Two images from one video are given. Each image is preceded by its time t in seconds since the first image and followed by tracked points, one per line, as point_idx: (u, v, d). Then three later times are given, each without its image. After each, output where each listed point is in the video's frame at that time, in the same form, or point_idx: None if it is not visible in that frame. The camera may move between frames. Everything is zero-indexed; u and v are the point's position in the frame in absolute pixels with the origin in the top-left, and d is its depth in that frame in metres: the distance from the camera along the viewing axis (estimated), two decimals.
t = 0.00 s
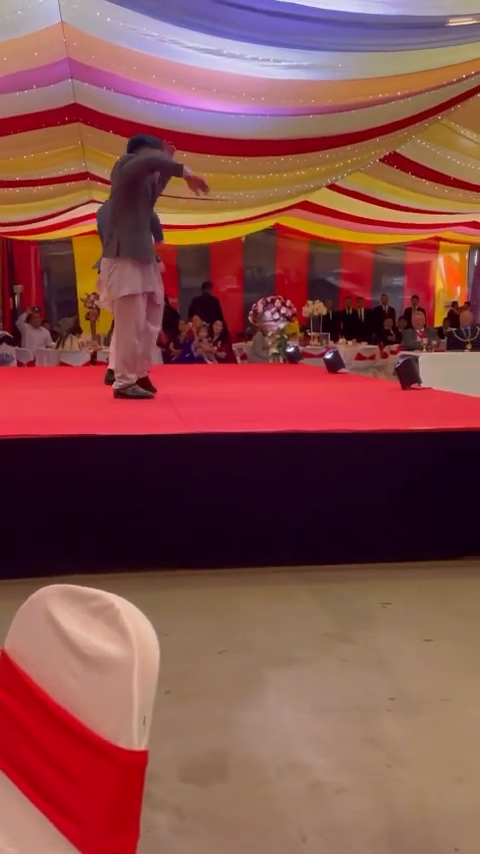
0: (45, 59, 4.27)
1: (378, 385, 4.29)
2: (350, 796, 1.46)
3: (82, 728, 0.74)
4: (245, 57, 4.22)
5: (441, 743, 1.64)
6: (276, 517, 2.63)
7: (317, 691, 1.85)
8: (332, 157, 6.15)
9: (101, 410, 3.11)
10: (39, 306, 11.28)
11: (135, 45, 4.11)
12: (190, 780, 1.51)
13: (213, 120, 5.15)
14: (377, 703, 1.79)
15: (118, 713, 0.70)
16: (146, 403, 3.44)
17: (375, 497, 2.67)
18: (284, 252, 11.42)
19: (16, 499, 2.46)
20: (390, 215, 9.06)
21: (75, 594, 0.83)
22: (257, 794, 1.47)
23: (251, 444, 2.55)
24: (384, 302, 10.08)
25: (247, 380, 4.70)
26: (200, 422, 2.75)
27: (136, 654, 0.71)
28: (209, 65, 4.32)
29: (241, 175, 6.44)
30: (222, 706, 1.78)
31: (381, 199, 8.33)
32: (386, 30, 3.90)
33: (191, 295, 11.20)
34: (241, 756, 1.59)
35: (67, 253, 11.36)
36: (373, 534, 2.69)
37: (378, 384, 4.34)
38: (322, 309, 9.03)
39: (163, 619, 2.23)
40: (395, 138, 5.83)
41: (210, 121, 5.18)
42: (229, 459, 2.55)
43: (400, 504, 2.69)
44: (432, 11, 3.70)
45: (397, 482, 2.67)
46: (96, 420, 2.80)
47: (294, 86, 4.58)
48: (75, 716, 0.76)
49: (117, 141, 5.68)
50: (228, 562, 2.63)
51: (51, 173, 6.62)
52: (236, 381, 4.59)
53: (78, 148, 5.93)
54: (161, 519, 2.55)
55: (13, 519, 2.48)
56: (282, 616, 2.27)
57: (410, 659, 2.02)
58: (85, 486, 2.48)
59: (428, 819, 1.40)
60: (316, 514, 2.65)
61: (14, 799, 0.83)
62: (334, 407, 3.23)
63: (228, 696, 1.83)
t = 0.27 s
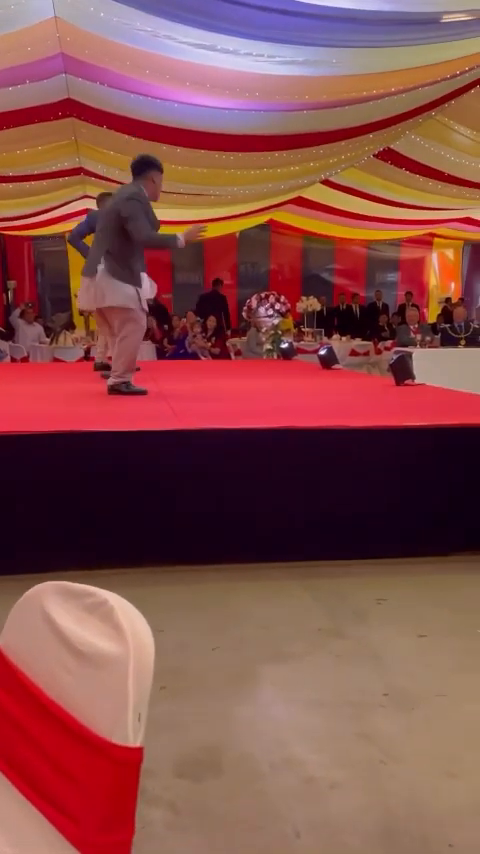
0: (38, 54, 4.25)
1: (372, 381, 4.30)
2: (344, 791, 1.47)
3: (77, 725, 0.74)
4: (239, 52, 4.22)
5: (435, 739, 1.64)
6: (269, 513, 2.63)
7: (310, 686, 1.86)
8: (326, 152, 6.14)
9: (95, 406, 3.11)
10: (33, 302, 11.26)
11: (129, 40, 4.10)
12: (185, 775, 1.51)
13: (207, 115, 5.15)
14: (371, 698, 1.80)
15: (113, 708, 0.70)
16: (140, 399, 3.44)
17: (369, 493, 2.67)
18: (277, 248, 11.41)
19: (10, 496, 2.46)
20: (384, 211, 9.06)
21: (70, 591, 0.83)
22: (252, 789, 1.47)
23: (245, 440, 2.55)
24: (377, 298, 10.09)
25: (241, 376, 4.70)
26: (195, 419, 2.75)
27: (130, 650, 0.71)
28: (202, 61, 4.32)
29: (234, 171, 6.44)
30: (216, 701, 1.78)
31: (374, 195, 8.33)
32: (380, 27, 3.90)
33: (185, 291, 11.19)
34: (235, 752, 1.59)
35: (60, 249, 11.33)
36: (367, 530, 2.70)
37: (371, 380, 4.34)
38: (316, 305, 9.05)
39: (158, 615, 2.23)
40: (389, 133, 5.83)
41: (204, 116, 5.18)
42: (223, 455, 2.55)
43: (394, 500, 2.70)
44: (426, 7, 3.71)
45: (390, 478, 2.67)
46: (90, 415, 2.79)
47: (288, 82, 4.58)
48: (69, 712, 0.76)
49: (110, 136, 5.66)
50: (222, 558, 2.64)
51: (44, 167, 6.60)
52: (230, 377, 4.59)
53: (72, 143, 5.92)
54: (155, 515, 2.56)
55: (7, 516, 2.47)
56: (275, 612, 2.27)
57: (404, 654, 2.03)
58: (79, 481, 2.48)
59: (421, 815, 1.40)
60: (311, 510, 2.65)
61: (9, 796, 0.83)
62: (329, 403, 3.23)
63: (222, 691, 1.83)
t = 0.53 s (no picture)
0: (34, 50, 4.24)
1: (368, 377, 4.30)
2: (339, 786, 1.47)
3: (70, 720, 0.74)
4: (236, 49, 4.22)
5: (429, 735, 1.65)
6: (265, 509, 2.64)
7: (306, 682, 1.86)
8: (323, 149, 6.14)
9: (91, 402, 3.11)
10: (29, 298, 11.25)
11: (125, 37, 4.10)
12: (180, 770, 1.52)
13: (204, 112, 5.14)
14: (366, 694, 1.81)
15: (107, 704, 0.70)
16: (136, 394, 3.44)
17: (365, 489, 2.68)
18: (274, 244, 11.41)
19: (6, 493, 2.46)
20: (380, 208, 9.06)
21: (64, 587, 0.84)
22: (247, 785, 1.47)
23: (241, 436, 2.55)
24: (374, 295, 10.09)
25: (237, 372, 4.70)
26: (190, 415, 2.75)
27: (124, 646, 0.71)
28: (199, 58, 4.32)
29: (231, 167, 6.43)
30: (212, 697, 1.79)
31: (371, 191, 8.32)
32: (377, 23, 3.91)
33: (182, 287, 11.18)
34: (231, 748, 1.60)
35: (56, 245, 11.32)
36: (363, 526, 2.71)
37: (367, 376, 4.35)
38: (312, 302, 9.06)
39: (154, 611, 2.24)
40: (386, 130, 5.83)
41: (200, 113, 5.18)
42: (219, 451, 2.55)
43: (390, 496, 2.70)
44: (422, 4, 3.71)
45: (386, 474, 2.68)
46: (85, 412, 2.79)
47: (285, 79, 4.58)
48: (63, 707, 0.76)
49: (107, 133, 5.66)
50: (218, 554, 2.64)
51: (41, 164, 6.59)
52: (226, 374, 4.59)
53: (68, 139, 5.91)
54: (151, 511, 2.56)
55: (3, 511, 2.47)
56: (270, 608, 2.28)
57: (399, 650, 2.04)
58: (74, 477, 2.48)
59: (415, 810, 1.41)
60: (307, 506, 2.66)
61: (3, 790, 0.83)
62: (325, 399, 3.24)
63: (218, 687, 1.84)
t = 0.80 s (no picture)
0: (33, 45, 4.23)
1: (368, 375, 4.30)
2: (338, 783, 1.48)
3: (70, 717, 0.74)
4: (235, 44, 4.21)
5: (428, 731, 1.65)
6: (265, 506, 2.64)
7: (305, 679, 1.86)
8: (323, 144, 6.12)
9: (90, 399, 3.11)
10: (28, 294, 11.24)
11: (124, 32, 4.09)
12: (179, 767, 1.52)
13: (204, 108, 5.13)
14: (365, 691, 1.81)
15: (106, 700, 0.70)
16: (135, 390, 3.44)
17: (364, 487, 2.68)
18: (274, 240, 11.40)
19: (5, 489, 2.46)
20: (380, 204, 9.05)
21: (64, 584, 0.84)
22: (245, 781, 1.48)
23: (240, 433, 2.55)
24: (373, 291, 10.09)
25: (237, 368, 4.70)
26: (189, 412, 2.75)
27: (124, 643, 0.71)
28: (198, 53, 4.31)
29: (230, 163, 6.41)
30: (211, 694, 1.79)
31: (371, 187, 8.31)
32: (377, 19, 3.89)
33: (181, 283, 11.17)
34: (230, 745, 1.60)
35: (55, 241, 11.31)
36: (362, 523, 2.71)
37: (367, 374, 4.35)
38: (312, 298, 9.05)
39: (153, 608, 2.24)
40: (386, 126, 5.81)
41: (199, 108, 5.16)
42: (218, 448, 2.55)
43: (389, 493, 2.70)
44: None
45: (385, 471, 2.68)
46: (85, 408, 2.79)
47: (285, 74, 4.56)
48: (63, 704, 0.76)
49: (106, 128, 5.65)
50: (217, 550, 2.64)
51: (40, 159, 6.58)
52: (225, 370, 4.59)
53: (67, 134, 5.90)
54: (150, 508, 2.56)
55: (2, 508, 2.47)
56: (269, 605, 2.28)
57: (398, 647, 2.04)
58: (73, 474, 2.48)
59: (414, 806, 1.41)
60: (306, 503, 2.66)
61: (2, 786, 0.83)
62: (324, 396, 3.24)
63: (217, 684, 1.84)
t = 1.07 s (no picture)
0: (36, 39, 4.22)
1: (370, 370, 4.30)
2: (341, 779, 1.48)
3: (72, 713, 0.74)
4: (238, 39, 4.20)
5: (431, 728, 1.65)
6: (267, 501, 2.64)
7: (308, 675, 1.86)
8: (326, 139, 6.11)
9: (93, 394, 3.11)
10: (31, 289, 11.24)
11: (126, 26, 4.08)
12: (181, 762, 1.52)
13: (207, 103, 5.12)
14: (367, 687, 1.81)
15: (109, 696, 0.70)
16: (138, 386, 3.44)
17: (367, 482, 2.68)
18: (276, 236, 11.39)
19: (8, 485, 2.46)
20: (383, 199, 9.04)
21: (67, 580, 0.84)
22: (248, 777, 1.48)
23: (243, 429, 2.55)
24: (376, 287, 10.07)
25: (239, 364, 4.70)
26: (192, 407, 2.75)
27: (127, 639, 0.71)
28: (201, 48, 4.30)
29: (233, 158, 6.40)
30: (214, 689, 1.79)
31: (373, 183, 8.29)
32: (380, 14, 3.88)
33: (183, 279, 11.16)
34: (233, 741, 1.60)
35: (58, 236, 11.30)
36: (365, 519, 2.71)
37: (370, 369, 4.35)
38: (314, 294, 9.04)
39: (156, 604, 2.24)
40: (388, 121, 5.79)
41: (202, 103, 5.15)
42: (221, 444, 2.55)
43: (391, 489, 2.70)
44: None
45: (388, 467, 2.67)
46: (87, 404, 2.79)
47: (287, 69, 4.55)
48: (65, 701, 0.76)
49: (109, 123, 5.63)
50: (220, 546, 2.64)
51: (42, 154, 6.57)
52: (228, 366, 4.59)
53: (70, 129, 5.89)
54: (152, 504, 2.56)
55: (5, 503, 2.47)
56: (272, 601, 2.28)
57: (401, 643, 2.04)
58: (76, 470, 2.48)
59: (417, 803, 1.41)
60: (309, 499, 2.66)
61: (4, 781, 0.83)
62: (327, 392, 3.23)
63: (219, 680, 1.84)
